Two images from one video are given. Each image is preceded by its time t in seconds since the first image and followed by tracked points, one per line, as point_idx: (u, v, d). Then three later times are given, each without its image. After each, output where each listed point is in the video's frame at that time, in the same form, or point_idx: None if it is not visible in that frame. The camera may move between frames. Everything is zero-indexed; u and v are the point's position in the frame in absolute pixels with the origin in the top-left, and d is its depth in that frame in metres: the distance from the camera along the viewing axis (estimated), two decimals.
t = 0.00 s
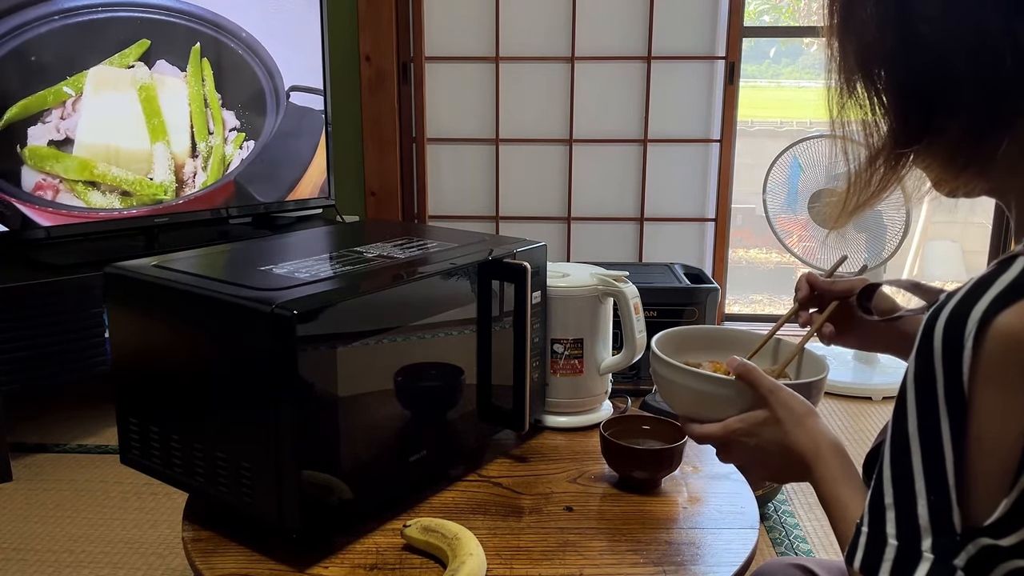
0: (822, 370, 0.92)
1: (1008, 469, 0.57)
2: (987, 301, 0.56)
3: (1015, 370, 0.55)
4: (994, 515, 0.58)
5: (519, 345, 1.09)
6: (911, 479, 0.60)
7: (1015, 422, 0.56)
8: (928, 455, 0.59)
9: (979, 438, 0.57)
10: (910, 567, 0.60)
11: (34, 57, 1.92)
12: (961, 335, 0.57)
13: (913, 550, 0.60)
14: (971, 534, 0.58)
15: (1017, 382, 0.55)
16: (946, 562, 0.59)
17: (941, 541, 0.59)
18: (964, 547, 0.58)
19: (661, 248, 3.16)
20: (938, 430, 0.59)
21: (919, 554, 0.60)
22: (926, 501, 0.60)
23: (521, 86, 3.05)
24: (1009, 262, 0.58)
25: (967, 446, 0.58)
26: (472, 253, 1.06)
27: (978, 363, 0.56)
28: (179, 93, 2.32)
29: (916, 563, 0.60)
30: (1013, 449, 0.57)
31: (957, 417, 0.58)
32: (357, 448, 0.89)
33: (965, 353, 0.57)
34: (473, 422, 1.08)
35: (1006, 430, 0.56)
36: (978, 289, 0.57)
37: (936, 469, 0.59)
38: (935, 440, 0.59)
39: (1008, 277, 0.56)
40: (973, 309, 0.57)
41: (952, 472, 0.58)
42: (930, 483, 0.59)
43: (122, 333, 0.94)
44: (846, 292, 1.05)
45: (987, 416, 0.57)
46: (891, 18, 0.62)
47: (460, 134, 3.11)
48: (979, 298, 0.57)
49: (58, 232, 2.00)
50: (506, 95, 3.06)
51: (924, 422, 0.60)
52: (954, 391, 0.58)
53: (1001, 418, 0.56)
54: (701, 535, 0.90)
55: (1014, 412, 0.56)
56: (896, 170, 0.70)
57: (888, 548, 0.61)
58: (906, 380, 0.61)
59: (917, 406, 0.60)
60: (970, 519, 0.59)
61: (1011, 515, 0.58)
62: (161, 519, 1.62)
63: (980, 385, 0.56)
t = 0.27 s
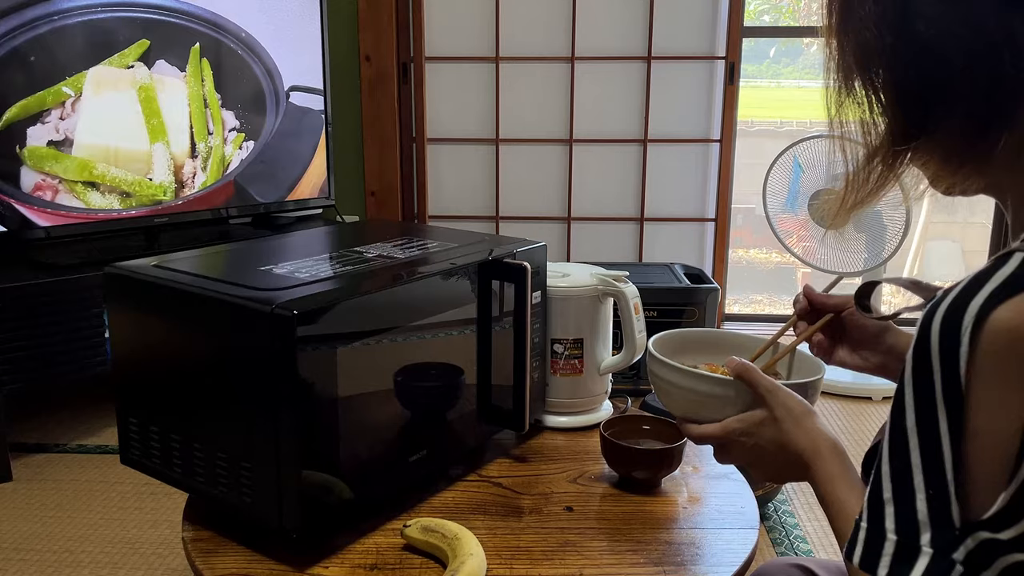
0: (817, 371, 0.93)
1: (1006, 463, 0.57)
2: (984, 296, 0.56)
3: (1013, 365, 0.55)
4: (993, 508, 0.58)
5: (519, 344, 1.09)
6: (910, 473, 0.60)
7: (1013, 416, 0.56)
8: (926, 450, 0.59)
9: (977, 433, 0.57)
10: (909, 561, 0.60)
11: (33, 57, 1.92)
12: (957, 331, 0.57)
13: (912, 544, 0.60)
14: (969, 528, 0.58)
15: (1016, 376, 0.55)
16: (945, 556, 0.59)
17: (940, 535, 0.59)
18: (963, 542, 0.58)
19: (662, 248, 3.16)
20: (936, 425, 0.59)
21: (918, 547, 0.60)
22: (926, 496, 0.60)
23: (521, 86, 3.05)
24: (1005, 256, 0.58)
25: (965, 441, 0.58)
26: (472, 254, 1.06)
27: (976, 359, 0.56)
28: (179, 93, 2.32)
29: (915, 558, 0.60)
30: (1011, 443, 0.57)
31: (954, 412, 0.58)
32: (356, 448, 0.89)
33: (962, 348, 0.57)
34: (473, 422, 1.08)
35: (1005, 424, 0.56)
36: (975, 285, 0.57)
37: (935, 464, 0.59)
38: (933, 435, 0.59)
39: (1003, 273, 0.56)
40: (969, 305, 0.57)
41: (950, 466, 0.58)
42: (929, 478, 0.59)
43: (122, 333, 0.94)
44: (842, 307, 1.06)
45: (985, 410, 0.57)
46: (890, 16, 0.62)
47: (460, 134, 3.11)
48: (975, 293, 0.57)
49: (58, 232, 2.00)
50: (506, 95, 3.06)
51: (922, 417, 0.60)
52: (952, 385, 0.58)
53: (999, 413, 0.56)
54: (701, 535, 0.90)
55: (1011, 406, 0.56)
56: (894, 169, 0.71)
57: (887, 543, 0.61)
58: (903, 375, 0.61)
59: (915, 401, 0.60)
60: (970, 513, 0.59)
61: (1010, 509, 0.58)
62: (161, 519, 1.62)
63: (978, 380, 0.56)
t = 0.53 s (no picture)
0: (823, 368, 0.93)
1: (1002, 463, 0.58)
2: (982, 295, 0.56)
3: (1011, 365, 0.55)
4: (988, 507, 0.59)
5: (519, 343, 1.09)
6: (906, 473, 0.60)
7: (1010, 416, 0.57)
8: (923, 449, 0.59)
9: (975, 433, 0.58)
10: (905, 559, 0.60)
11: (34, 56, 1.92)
12: (954, 330, 0.57)
13: (908, 542, 0.60)
14: (965, 527, 0.59)
15: (1013, 377, 0.55)
16: (941, 555, 0.59)
17: (936, 534, 0.59)
18: (959, 541, 0.59)
19: (662, 248, 3.16)
20: (933, 425, 0.59)
21: (913, 546, 0.60)
22: (922, 495, 0.60)
23: (521, 86, 3.05)
24: (1003, 256, 0.58)
25: (962, 440, 0.58)
26: (472, 254, 1.06)
27: (973, 359, 0.56)
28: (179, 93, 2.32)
29: (910, 557, 0.60)
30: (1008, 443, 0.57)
31: (952, 411, 0.58)
32: (356, 448, 0.89)
33: (959, 348, 0.56)
34: (472, 422, 1.08)
35: (1002, 423, 0.57)
36: (973, 284, 0.57)
37: (931, 463, 0.59)
38: (930, 435, 0.59)
39: (1002, 272, 0.56)
40: (967, 303, 0.56)
41: (947, 466, 0.58)
42: (925, 477, 0.59)
43: (122, 334, 0.94)
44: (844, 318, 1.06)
45: (982, 410, 0.57)
46: (890, 14, 0.62)
47: (460, 135, 3.11)
48: (973, 292, 0.56)
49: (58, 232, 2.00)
50: (506, 95, 3.06)
51: (919, 416, 0.59)
52: (949, 385, 0.57)
53: (996, 413, 0.57)
54: (701, 535, 0.90)
55: (1007, 406, 0.56)
56: (893, 167, 0.70)
57: (883, 541, 0.61)
58: (900, 375, 0.61)
59: (912, 401, 0.60)
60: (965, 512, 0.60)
61: (1005, 507, 0.58)
62: (161, 519, 1.62)
63: (975, 379, 0.56)
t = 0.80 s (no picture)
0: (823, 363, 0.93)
1: (1003, 466, 0.57)
2: (986, 295, 0.56)
3: (1012, 366, 0.55)
4: (988, 511, 0.58)
5: (519, 343, 1.09)
6: (906, 475, 0.60)
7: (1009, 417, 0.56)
8: (923, 451, 0.59)
9: (974, 435, 0.57)
10: (903, 562, 0.60)
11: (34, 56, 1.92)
12: (957, 332, 0.57)
13: (906, 545, 0.60)
14: (964, 529, 0.58)
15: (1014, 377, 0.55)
16: (938, 557, 0.59)
17: (935, 536, 0.59)
18: (957, 543, 0.58)
19: (662, 248, 3.16)
20: (933, 427, 0.59)
21: (911, 548, 0.60)
22: (921, 497, 0.60)
23: (521, 86, 3.05)
24: (1009, 258, 0.57)
25: (962, 442, 0.58)
26: (472, 253, 1.06)
27: (974, 361, 0.56)
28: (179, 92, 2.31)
29: (908, 559, 0.60)
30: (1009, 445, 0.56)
31: (952, 413, 0.58)
32: (356, 448, 0.89)
33: (961, 349, 0.56)
34: (472, 422, 1.08)
35: (1002, 423, 0.56)
36: (978, 284, 0.57)
37: (931, 465, 0.59)
38: (929, 435, 0.59)
39: (1006, 273, 0.56)
40: (971, 304, 0.56)
41: (946, 468, 0.58)
42: (924, 479, 0.60)
43: (122, 333, 0.94)
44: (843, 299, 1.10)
45: (982, 412, 0.56)
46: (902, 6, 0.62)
47: (460, 135, 3.11)
48: (978, 293, 0.56)
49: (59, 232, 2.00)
50: (506, 95, 3.06)
51: (919, 418, 0.60)
52: (950, 387, 0.58)
53: (995, 414, 0.56)
54: (701, 535, 0.90)
55: (1008, 407, 0.56)
56: (899, 159, 0.70)
57: (882, 543, 0.61)
58: (902, 376, 0.61)
59: (913, 403, 0.60)
60: (966, 515, 0.59)
61: (1005, 511, 0.57)
62: (161, 519, 1.62)
63: (976, 381, 0.56)
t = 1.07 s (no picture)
0: (826, 361, 0.92)
1: (1008, 475, 0.57)
2: (994, 302, 0.56)
3: (1017, 375, 0.54)
4: (994, 518, 0.58)
5: (519, 343, 1.09)
6: (910, 481, 0.60)
7: (1015, 426, 0.56)
8: (927, 458, 0.60)
9: (979, 443, 0.57)
10: (907, 567, 0.60)
11: (33, 56, 1.92)
12: (965, 338, 0.57)
13: (909, 550, 0.60)
14: (968, 537, 0.58)
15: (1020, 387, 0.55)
16: (942, 564, 0.59)
17: (939, 543, 0.59)
18: (961, 550, 0.59)
19: (661, 248, 3.16)
20: (938, 433, 0.59)
21: (915, 554, 0.60)
22: (925, 503, 0.60)
23: (520, 86, 3.05)
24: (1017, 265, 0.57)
25: (967, 450, 0.58)
26: (472, 253, 1.05)
27: (981, 368, 0.56)
28: (178, 93, 2.31)
29: (912, 564, 0.60)
30: (1015, 453, 0.56)
31: (957, 420, 0.58)
32: (356, 448, 0.89)
33: (968, 356, 0.56)
34: (472, 422, 1.08)
35: (1007, 433, 0.56)
36: (985, 290, 0.57)
37: (936, 472, 0.59)
38: (935, 442, 0.59)
39: (1014, 280, 0.56)
40: (979, 310, 0.56)
41: (951, 475, 0.59)
42: (928, 485, 0.60)
43: (122, 333, 0.94)
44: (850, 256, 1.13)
45: (988, 420, 0.56)
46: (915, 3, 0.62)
47: (460, 134, 3.11)
48: (986, 299, 0.56)
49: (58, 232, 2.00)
50: (506, 95, 3.06)
51: (925, 424, 0.60)
52: (956, 393, 0.58)
53: (1001, 422, 0.56)
54: (701, 535, 0.90)
55: (1014, 416, 0.55)
56: (909, 158, 0.70)
57: (885, 548, 0.62)
58: (908, 382, 0.61)
59: (919, 409, 0.60)
60: (971, 522, 0.59)
61: (1010, 520, 0.57)
62: (161, 519, 1.62)
63: (983, 388, 0.56)
